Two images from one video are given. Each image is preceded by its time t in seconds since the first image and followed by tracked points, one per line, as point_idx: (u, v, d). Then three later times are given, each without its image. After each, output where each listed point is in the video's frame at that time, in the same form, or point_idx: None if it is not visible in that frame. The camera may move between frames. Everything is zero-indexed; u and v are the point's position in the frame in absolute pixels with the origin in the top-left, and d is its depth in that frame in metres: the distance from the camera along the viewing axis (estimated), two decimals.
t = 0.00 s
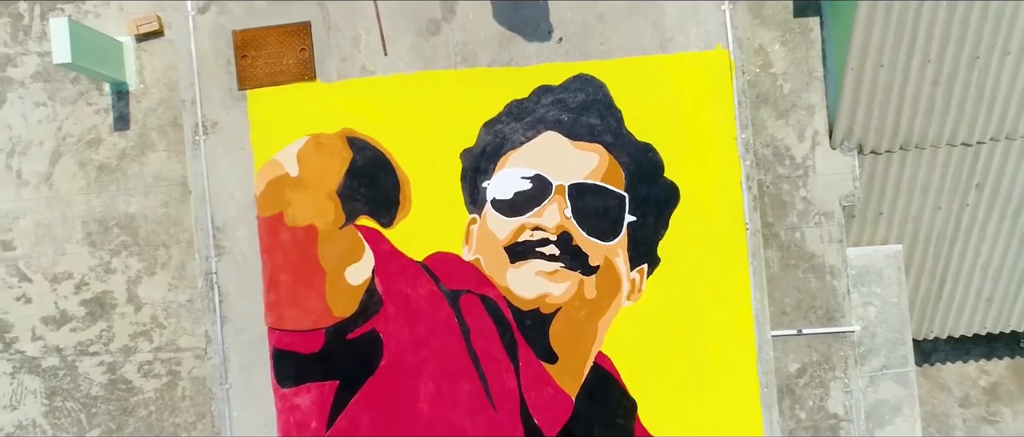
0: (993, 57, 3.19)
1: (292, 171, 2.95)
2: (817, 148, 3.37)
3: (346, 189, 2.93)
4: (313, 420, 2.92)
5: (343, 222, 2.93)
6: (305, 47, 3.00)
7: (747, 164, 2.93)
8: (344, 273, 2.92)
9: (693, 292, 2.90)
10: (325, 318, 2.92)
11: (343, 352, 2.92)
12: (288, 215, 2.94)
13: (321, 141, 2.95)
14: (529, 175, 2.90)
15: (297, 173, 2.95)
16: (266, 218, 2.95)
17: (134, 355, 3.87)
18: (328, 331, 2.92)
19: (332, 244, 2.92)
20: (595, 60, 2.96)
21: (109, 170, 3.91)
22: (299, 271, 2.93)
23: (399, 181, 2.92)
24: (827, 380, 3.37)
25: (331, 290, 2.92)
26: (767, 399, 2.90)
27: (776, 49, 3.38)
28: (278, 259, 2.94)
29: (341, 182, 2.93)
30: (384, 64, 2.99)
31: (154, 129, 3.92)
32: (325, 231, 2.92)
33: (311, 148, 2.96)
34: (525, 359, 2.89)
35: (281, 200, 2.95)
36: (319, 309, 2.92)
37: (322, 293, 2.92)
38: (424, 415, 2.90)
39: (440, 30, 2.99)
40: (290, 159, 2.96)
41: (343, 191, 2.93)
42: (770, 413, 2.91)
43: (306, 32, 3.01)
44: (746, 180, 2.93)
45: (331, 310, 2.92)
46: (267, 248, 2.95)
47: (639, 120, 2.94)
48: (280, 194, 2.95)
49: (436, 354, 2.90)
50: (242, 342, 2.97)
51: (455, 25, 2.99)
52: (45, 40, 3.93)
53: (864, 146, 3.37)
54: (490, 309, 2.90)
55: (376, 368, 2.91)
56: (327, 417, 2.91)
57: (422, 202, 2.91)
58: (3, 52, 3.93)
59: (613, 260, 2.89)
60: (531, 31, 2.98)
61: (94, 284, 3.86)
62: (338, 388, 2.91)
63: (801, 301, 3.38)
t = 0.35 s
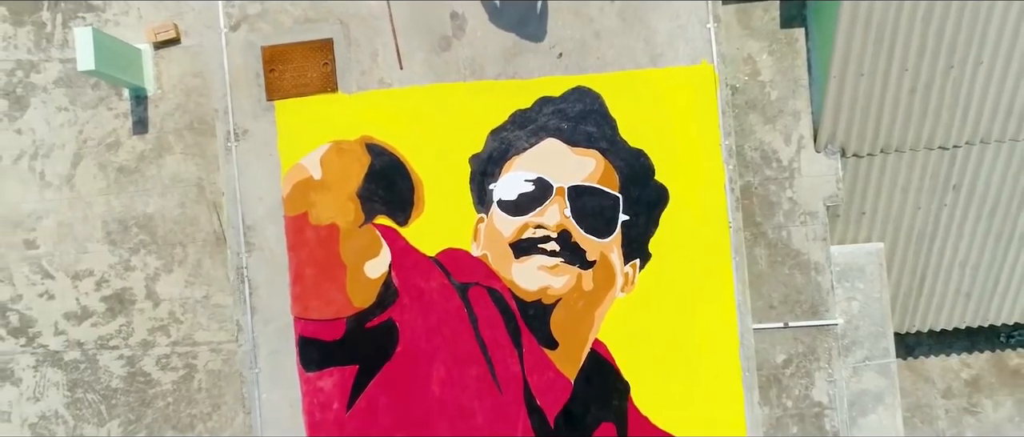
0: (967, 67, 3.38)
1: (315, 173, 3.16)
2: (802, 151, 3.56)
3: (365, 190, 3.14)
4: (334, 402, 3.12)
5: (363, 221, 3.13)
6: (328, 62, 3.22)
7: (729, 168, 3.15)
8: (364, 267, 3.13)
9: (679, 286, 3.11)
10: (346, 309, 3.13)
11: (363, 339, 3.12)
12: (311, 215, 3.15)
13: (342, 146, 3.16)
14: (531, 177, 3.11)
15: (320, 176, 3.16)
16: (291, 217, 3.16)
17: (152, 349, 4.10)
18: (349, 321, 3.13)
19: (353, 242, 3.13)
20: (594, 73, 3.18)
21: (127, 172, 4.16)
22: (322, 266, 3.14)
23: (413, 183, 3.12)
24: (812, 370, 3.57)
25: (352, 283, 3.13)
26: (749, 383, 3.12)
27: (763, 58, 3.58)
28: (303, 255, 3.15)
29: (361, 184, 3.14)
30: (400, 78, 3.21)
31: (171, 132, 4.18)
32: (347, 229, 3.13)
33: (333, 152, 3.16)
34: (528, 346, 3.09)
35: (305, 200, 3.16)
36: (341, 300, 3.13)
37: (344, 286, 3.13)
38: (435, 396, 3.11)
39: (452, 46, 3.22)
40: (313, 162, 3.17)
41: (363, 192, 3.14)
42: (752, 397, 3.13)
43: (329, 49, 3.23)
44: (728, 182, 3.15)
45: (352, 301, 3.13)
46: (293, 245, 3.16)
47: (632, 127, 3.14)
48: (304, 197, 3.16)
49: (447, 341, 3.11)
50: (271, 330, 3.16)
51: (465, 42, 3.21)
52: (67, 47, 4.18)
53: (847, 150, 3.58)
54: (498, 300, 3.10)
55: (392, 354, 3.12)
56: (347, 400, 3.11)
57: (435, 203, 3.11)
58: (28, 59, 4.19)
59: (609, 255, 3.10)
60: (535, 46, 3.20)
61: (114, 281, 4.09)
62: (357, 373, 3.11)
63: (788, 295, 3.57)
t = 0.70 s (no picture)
0: (942, 77, 3.58)
1: (334, 176, 3.38)
2: (787, 155, 3.77)
3: (380, 192, 3.35)
4: (352, 387, 3.33)
5: (378, 220, 3.35)
6: (347, 75, 3.43)
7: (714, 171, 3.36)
8: (379, 263, 3.34)
9: (663, 279, 3.32)
10: (363, 301, 3.34)
11: (378, 329, 3.33)
12: (331, 215, 3.37)
13: (360, 151, 3.38)
14: (532, 180, 3.32)
15: (339, 178, 3.37)
16: (312, 218, 3.38)
17: (168, 343, 4.34)
18: (365, 312, 3.34)
19: (369, 240, 3.35)
20: (590, 85, 3.39)
21: (145, 173, 4.40)
22: (341, 262, 3.35)
23: (424, 187, 3.33)
24: (796, 362, 3.79)
25: (368, 278, 3.34)
26: (731, 370, 3.33)
27: (751, 67, 3.79)
28: (323, 252, 3.37)
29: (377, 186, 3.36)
30: (412, 89, 3.42)
31: (186, 136, 4.37)
32: (364, 228, 3.35)
33: (350, 157, 3.38)
34: (531, 336, 3.31)
35: (324, 201, 3.37)
36: (358, 294, 3.34)
37: (361, 281, 3.34)
38: (444, 381, 3.32)
39: (459, 61, 3.43)
40: (332, 167, 3.38)
41: (378, 194, 3.36)
42: (735, 383, 3.34)
43: (348, 63, 3.44)
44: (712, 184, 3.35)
45: (368, 294, 3.34)
46: (313, 242, 3.37)
47: (623, 135, 3.36)
48: (325, 198, 3.38)
49: (456, 331, 3.33)
50: (293, 321, 3.38)
51: (471, 57, 3.43)
52: (87, 54, 4.44)
53: (830, 153, 3.77)
54: (503, 294, 3.31)
55: (405, 343, 3.33)
56: (364, 386, 3.32)
57: (444, 205, 3.32)
58: (50, 65, 4.44)
59: (604, 252, 3.31)
60: (536, 61, 3.41)
61: (132, 278, 4.34)
62: (372, 361, 3.32)
63: (774, 290, 3.79)
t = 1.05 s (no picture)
0: (919, 87, 3.79)
1: (351, 179, 3.59)
2: (774, 160, 3.98)
3: (392, 194, 3.57)
4: (366, 372, 3.55)
5: (391, 220, 3.56)
6: (362, 86, 3.64)
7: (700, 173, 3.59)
8: (392, 260, 3.55)
9: (652, 274, 3.53)
10: (376, 295, 3.56)
11: (390, 319, 3.55)
12: (347, 215, 3.58)
13: (374, 156, 3.59)
14: (532, 183, 3.54)
15: (355, 181, 3.59)
16: (329, 218, 3.59)
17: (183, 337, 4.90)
18: (378, 305, 3.56)
19: (383, 238, 3.56)
20: (585, 96, 3.61)
21: (162, 174, 4.85)
22: (356, 259, 3.57)
23: (433, 190, 3.55)
24: (783, 355, 4.00)
25: (381, 273, 3.56)
26: (715, 360, 3.54)
27: (740, 77, 4.00)
28: (339, 249, 3.58)
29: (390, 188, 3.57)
30: (422, 99, 3.64)
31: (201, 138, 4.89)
32: (378, 227, 3.56)
33: (365, 161, 3.59)
34: (531, 327, 3.52)
35: (341, 202, 3.59)
36: (372, 288, 3.56)
37: (375, 276, 3.56)
38: (451, 368, 3.54)
39: (466, 74, 3.65)
40: (348, 170, 3.60)
41: (391, 195, 3.57)
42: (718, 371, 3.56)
43: (363, 75, 3.66)
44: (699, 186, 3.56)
45: (381, 288, 3.56)
46: (331, 240, 3.59)
47: (616, 142, 3.57)
48: (342, 200, 3.59)
49: (462, 322, 3.55)
50: (313, 312, 3.59)
51: (477, 70, 3.64)
52: (106, 60, 4.93)
53: (814, 158, 4.00)
54: (506, 289, 3.53)
55: (415, 332, 3.55)
56: (377, 372, 3.54)
57: (452, 207, 3.54)
58: (72, 70, 4.93)
59: (599, 250, 3.53)
60: (537, 73, 3.63)
61: (149, 274, 4.82)
62: (385, 349, 3.54)
63: (761, 288, 4.00)
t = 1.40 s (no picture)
0: (898, 91, 4.02)
1: (364, 174, 3.81)
2: (762, 160, 4.19)
3: (402, 188, 3.79)
4: (377, 353, 3.77)
5: (402, 212, 3.78)
6: (375, 89, 3.86)
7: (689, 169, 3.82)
8: (402, 249, 3.77)
9: (641, 263, 3.76)
10: (387, 282, 3.78)
11: (400, 304, 3.77)
12: (361, 208, 3.80)
13: (385, 153, 3.81)
14: (531, 178, 3.76)
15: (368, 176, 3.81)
16: (344, 210, 3.81)
17: (196, 327, 5.23)
18: (389, 291, 3.78)
19: (394, 229, 3.78)
20: (581, 99, 3.83)
21: (176, 170, 5.26)
22: (369, 248, 3.79)
23: (440, 185, 3.77)
24: (769, 344, 4.22)
25: (392, 261, 3.78)
26: (701, 344, 3.77)
27: (730, 81, 4.22)
28: (353, 239, 3.80)
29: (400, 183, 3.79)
30: (430, 101, 3.86)
31: (213, 136, 5.26)
32: (389, 218, 3.78)
33: (377, 158, 3.81)
34: (531, 312, 3.75)
35: (355, 195, 3.81)
36: (383, 275, 3.78)
37: (386, 264, 3.78)
38: (456, 350, 3.77)
39: (471, 78, 3.87)
40: (361, 166, 3.82)
41: (401, 190, 3.79)
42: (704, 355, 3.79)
43: (376, 79, 3.88)
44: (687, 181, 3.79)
45: (391, 275, 3.78)
46: (345, 231, 3.81)
47: (611, 141, 3.80)
48: (356, 194, 3.81)
49: (467, 308, 3.77)
50: (329, 297, 3.81)
51: (481, 74, 3.87)
52: (124, 61, 5.33)
53: (801, 158, 4.21)
54: (508, 277, 3.75)
55: (422, 316, 3.77)
56: (388, 353, 3.76)
57: (458, 201, 3.77)
58: (90, 71, 5.36)
59: (594, 241, 3.75)
60: (536, 78, 3.86)
61: (165, 266, 5.23)
62: (395, 332, 3.77)
63: (748, 281, 4.22)
